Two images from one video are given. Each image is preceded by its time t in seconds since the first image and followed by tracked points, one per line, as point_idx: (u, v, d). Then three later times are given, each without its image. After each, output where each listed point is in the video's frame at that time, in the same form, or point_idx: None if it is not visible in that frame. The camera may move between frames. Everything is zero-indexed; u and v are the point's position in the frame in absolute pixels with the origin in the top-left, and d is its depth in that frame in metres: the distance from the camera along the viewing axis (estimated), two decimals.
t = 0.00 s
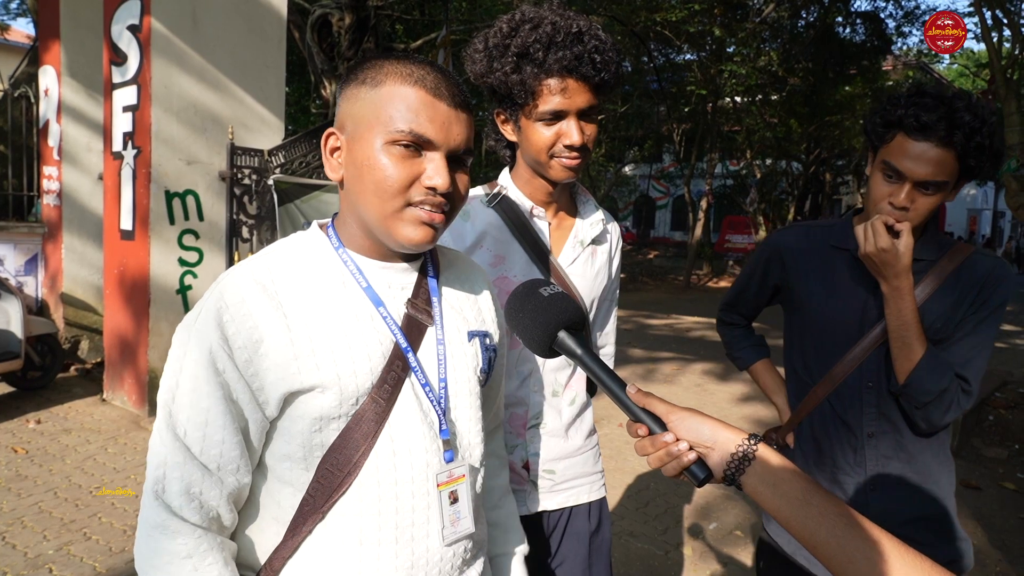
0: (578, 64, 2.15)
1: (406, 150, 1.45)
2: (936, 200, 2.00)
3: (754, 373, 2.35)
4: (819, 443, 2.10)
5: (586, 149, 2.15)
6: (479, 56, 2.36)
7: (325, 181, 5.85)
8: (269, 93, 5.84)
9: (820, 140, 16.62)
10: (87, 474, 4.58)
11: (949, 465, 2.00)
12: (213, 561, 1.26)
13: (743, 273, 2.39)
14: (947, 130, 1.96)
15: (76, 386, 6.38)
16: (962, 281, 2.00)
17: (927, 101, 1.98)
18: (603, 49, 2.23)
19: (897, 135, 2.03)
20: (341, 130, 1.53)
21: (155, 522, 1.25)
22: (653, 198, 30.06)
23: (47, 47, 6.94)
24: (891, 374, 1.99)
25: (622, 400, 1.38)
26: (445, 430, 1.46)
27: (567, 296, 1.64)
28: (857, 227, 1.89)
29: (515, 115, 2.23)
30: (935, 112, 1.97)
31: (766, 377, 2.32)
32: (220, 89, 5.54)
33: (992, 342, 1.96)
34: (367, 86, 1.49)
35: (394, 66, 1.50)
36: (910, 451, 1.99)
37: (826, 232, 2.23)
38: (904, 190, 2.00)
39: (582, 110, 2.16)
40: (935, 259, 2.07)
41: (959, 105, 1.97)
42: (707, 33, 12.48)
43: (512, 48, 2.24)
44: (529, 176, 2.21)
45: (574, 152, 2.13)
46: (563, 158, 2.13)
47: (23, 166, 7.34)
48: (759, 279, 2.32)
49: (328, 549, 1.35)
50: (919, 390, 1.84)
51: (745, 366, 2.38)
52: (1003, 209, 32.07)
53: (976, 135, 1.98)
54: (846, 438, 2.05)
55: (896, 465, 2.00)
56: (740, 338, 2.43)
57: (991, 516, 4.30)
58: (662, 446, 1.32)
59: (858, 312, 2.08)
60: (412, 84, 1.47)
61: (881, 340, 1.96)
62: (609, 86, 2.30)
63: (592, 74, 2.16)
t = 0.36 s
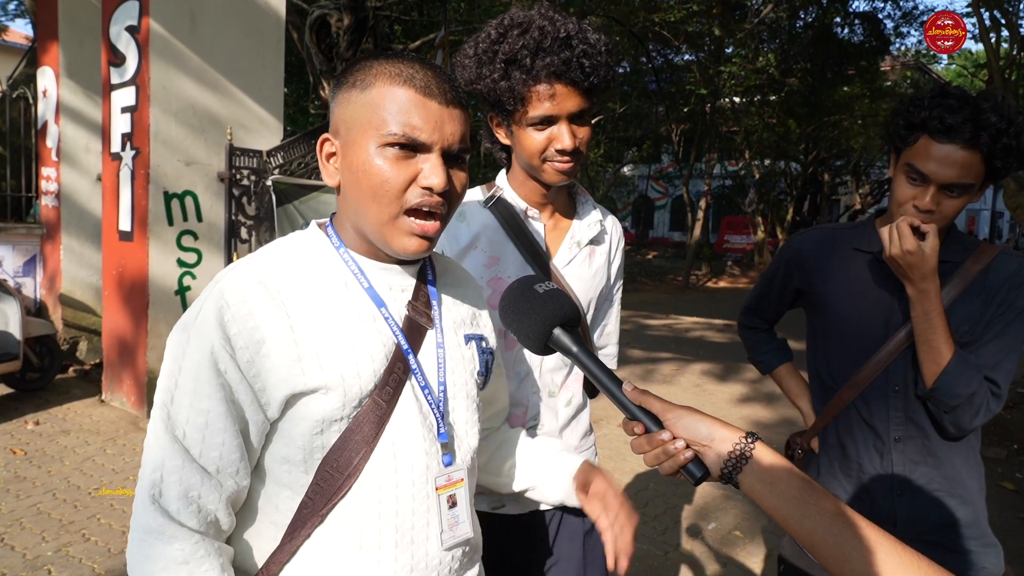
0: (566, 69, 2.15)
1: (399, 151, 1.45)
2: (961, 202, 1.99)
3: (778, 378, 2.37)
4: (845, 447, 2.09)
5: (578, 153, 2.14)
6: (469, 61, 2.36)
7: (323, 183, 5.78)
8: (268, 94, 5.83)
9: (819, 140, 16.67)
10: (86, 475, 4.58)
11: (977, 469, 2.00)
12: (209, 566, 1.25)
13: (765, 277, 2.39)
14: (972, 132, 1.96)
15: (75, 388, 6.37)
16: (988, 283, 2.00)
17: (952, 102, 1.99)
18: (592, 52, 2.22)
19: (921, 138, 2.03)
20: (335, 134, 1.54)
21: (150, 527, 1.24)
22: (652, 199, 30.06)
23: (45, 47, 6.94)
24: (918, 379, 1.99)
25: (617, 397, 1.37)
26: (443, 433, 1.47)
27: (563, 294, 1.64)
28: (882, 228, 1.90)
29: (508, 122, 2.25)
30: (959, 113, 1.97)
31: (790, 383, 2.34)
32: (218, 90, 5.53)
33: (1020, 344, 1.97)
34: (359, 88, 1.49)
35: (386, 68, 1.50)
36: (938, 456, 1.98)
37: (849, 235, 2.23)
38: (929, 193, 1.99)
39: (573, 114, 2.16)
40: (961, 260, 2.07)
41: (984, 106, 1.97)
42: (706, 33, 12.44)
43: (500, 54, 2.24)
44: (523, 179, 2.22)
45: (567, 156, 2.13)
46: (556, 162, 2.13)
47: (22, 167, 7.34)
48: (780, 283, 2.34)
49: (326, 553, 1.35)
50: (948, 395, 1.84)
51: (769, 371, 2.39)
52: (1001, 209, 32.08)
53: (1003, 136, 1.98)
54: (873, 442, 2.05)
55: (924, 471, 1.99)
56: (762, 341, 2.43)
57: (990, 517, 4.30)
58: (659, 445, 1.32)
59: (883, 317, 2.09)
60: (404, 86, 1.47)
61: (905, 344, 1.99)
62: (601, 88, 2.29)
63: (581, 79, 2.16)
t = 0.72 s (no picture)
0: (567, 72, 2.16)
1: (398, 147, 1.45)
2: (961, 201, 2.01)
3: (781, 375, 2.37)
4: (842, 444, 2.10)
5: (579, 154, 2.14)
6: (468, 64, 2.36)
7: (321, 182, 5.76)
8: (267, 93, 5.83)
9: (818, 139, 16.68)
10: (85, 474, 4.58)
11: (977, 470, 1.98)
12: (206, 565, 1.25)
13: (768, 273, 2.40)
14: (974, 130, 1.96)
15: (73, 387, 6.37)
16: (988, 282, 2.00)
17: (954, 100, 1.98)
18: (592, 54, 2.24)
19: (922, 136, 2.04)
20: (332, 133, 1.53)
21: (148, 526, 1.24)
22: (651, 197, 30.03)
23: (43, 46, 6.93)
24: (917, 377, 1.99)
25: (617, 393, 1.36)
26: (437, 432, 1.46)
27: (560, 287, 1.64)
28: (881, 226, 1.90)
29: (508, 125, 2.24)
30: (961, 111, 1.96)
31: (791, 379, 2.34)
32: (217, 90, 5.52)
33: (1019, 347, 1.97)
34: (354, 86, 1.49)
35: (380, 65, 1.50)
36: (935, 455, 1.98)
37: (850, 232, 2.22)
38: (930, 192, 2.00)
39: (572, 116, 2.16)
40: (963, 260, 2.07)
41: (988, 104, 1.97)
42: (705, 32, 12.28)
43: (500, 58, 2.23)
44: (522, 179, 2.22)
45: (567, 157, 2.13)
46: (557, 164, 2.13)
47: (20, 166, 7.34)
48: (784, 280, 2.34)
49: (322, 549, 1.35)
50: (945, 394, 1.84)
51: (772, 367, 2.39)
52: (1000, 207, 32.08)
53: (1005, 135, 1.97)
54: (869, 439, 2.05)
55: (920, 469, 1.99)
56: (765, 338, 2.44)
57: (989, 514, 4.30)
58: (660, 442, 1.32)
59: (883, 314, 2.09)
60: (400, 82, 1.47)
61: (903, 344, 1.98)
62: (600, 89, 2.31)
63: (581, 81, 2.17)
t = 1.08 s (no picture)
0: (573, 64, 2.16)
1: (399, 148, 1.45)
2: (940, 198, 2.00)
3: (763, 370, 2.38)
4: (823, 440, 2.11)
5: (585, 148, 2.15)
6: (472, 59, 2.36)
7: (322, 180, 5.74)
8: (268, 91, 5.84)
9: (820, 136, 16.64)
10: (88, 471, 4.59)
11: (954, 463, 2.00)
12: (207, 557, 1.26)
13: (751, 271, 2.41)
14: (950, 128, 1.96)
15: (76, 384, 6.38)
16: (967, 278, 2.00)
17: (930, 99, 1.98)
18: (597, 47, 2.24)
19: (900, 134, 2.02)
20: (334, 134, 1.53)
21: (150, 517, 1.25)
22: (654, 195, 30.02)
23: (46, 43, 6.94)
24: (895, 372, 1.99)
25: (619, 391, 1.37)
26: (436, 430, 1.45)
27: (561, 283, 1.63)
28: (861, 220, 1.88)
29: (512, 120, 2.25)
30: (938, 110, 1.96)
31: (774, 374, 2.35)
32: (219, 87, 5.53)
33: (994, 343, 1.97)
34: (353, 87, 1.49)
35: (376, 66, 1.50)
36: (914, 450, 1.98)
37: (832, 228, 2.22)
38: (909, 189, 1.99)
39: (578, 110, 2.16)
40: (942, 256, 2.07)
41: (964, 103, 1.96)
42: (706, 29, 12.35)
43: (506, 51, 2.23)
44: (527, 175, 2.21)
45: (573, 151, 2.13)
46: (563, 157, 2.13)
47: (22, 164, 7.35)
48: (767, 277, 2.35)
49: (321, 543, 1.35)
50: (923, 387, 1.84)
51: (755, 362, 2.41)
52: (1004, 205, 32.01)
53: (981, 133, 1.97)
54: (849, 435, 2.06)
55: (899, 463, 1.99)
56: (750, 334, 2.44)
57: (991, 512, 4.30)
58: (661, 440, 1.31)
59: (863, 309, 2.08)
60: (398, 82, 1.47)
61: (884, 339, 1.96)
62: (605, 83, 2.31)
63: (586, 74, 2.18)
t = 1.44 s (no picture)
0: (570, 56, 2.16)
1: (395, 147, 1.45)
2: (912, 195, 2.00)
3: (735, 366, 2.36)
4: (797, 436, 2.10)
5: (584, 141, 2.15)
6: (467, 56, 2.35)
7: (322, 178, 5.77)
8: (268, 89, 5.83)
9: (820, 134, 16.64)
10: (88, 470, 4.59)
11: (925, 458, 1.99)
12: (208, 555, 1.26)
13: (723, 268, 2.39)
14: (921, 127, 1.95)
15: (76, 383, 6.39)
16: (937, 271, 2.00)
17: (901, 98, 1.98)
18: (593, 38, 2.24)
19: (871, 132, 2.02)
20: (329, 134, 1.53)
21: (151, 515, 1.24)
22: (654, 194, 30.03)
23: (45, 42, 6.93)
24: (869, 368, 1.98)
25: (614, 392, 1.36)
26: (430, 425, 1.46)
27: (558, 287, 1.63)
28: (835, 220, 1.90)
29: (507, 114, 2.24)
30: (908, 109, 1.96)
31: (746, 371, 2.33)
32: (219, 86, 5.53)
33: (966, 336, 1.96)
34: (348, 87, 1.49)
35: (372, 65, 1.50)
36: (885, 443, 1.99)
37: (806, 225, 2.22)
38: (881, 187, 1.99)
39: (576, 103, 2.16)
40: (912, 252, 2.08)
41: (933, 101, 1.96)
42: (706, 27, 12.39)
43: (501, 46, 2.23)
44: (524, 172, 2.21)
45: (573, 144, 2.12)
46: (562, 152, 2.12)
47: (21, 163, 7.35)
48: (739, 274, 2.33)
49: (319, 540, 1.35)
50: (895, 383, 1.84)
51: (727, 359, 2.39)
52: (1004, 203, 32.02)
53: (950, 132, 1.96)
54: (824, 431, 2.05)
55: (871, 457, 2.00)
56: (721, 330, 2.43)
57: (990, 510, 4.30)
58: (658, 441, 1.32)
59: (837, 306, 2.09)
60: (393, 81, 1.47)
61: (858, 334, 1.95)
62: (601, 75, 2.31)
63: (584, 65, 2.18)
